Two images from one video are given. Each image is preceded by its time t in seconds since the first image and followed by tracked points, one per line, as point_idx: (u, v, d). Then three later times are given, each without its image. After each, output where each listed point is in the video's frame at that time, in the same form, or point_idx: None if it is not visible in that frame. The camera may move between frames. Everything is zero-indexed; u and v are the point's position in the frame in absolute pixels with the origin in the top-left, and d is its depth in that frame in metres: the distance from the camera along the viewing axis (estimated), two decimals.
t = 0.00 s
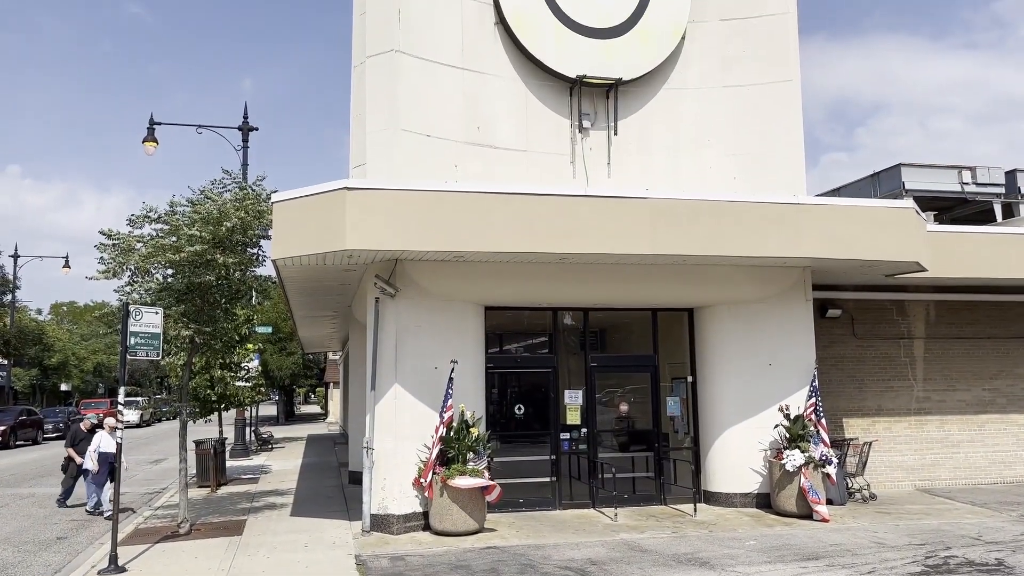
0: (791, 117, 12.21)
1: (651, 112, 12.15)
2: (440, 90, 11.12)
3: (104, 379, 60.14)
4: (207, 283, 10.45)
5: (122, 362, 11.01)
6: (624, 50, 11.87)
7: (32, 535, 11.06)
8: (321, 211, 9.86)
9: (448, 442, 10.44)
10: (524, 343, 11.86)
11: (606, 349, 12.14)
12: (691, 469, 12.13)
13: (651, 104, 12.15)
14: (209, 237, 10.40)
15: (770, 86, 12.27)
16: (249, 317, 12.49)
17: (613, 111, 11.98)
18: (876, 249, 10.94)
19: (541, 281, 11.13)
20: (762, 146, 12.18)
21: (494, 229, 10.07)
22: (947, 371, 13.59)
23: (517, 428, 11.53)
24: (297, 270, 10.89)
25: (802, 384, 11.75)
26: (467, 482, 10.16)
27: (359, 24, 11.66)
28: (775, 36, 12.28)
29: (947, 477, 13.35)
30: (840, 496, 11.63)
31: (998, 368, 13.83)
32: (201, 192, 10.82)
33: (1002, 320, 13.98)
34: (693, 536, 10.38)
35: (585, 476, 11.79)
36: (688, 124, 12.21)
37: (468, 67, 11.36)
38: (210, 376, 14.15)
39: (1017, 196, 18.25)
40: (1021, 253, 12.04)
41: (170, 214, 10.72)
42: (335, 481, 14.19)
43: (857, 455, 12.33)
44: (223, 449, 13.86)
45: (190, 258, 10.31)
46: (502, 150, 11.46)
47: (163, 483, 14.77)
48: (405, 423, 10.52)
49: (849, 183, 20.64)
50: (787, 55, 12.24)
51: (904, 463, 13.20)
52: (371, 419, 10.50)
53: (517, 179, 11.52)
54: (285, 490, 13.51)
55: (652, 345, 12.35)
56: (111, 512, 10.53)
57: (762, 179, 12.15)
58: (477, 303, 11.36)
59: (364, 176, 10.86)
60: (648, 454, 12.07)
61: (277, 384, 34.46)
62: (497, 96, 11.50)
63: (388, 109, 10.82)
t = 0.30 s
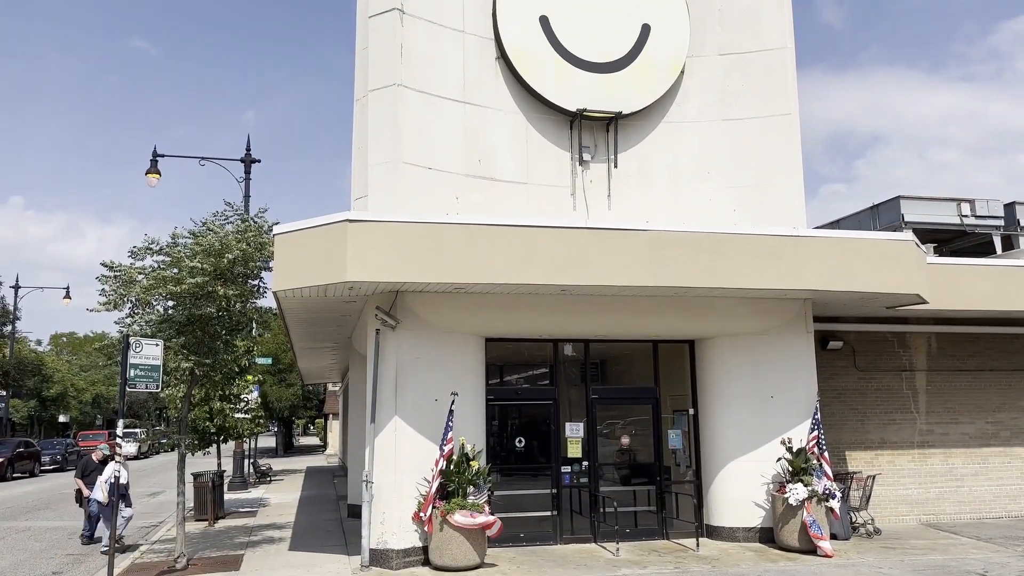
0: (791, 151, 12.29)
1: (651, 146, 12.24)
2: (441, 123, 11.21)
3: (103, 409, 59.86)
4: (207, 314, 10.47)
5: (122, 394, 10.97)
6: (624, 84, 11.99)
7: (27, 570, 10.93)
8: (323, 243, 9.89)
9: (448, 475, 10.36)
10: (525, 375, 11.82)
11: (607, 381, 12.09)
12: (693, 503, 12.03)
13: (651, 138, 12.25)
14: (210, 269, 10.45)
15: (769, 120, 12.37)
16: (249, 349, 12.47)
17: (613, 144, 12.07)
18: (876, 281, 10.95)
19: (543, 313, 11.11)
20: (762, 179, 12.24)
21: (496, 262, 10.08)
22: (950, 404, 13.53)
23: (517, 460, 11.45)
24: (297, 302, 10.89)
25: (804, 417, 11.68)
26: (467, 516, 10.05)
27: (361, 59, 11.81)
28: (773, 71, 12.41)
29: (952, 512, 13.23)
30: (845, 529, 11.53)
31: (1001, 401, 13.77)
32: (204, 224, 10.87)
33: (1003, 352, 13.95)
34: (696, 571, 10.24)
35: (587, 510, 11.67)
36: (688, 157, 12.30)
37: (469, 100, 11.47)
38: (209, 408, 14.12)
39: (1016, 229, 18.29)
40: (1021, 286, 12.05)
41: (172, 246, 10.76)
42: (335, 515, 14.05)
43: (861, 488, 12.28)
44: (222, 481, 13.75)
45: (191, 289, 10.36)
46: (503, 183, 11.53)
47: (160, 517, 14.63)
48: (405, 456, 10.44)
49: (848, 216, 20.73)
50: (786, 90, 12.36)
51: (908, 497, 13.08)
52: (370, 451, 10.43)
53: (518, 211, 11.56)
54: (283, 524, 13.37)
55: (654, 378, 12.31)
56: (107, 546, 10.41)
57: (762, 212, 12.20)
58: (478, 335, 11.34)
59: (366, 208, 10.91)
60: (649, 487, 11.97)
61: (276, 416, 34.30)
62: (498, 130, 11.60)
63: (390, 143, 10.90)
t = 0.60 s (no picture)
0: (789, 183, 12.36)
1: (651, 177, 12.31)
2: (442, 155, 11.29)
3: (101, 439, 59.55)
4: (207, 345, 10.49)
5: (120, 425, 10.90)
6: (623, 116, 12.09)
7: None
8: (323, 273, 9.90)
9: (447, 508, 10.15)
10: (525, 407, 11.77)
11: (608, 413, 12.05)
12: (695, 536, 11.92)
13: (651, 169, 12.32)
14: (211, 299, 10.47)
15: (768, 152, 12.46)
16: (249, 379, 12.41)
17: (613, 175, 12.15)
18: (876, 312, 10.95)
19: (543, 344, 11.09)
20: (761, 210, 12.30)
21: (496, 293, 10.09)
22: (952, 436, 13.46)
23: (517, 493, 11.35)
24: (297, 332, 10.88)
25: (806, 449, 11.61)
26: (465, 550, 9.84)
27: (364, 91, 11.92)
28: (771, 104, 12.53)
29: (957, 545, 13.09)
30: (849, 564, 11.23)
31: (1004, 434, 13.70)
32: (204, 256, 10.92)
33: (1005, 384, 13.91)
34: None
35: (587, 543, 11.51)
36: (688, 189, 12.36)
37: (470, 132, 11.56)
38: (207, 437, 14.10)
39: (1016, 260, 18.37)
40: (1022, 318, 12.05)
41: (173, 277, 10.81)
42: (333, 547, 13.90)
43: (863, 522, 12.20)
44: (219, 513, 13.61)
45: (191, 320, 10.37)
46: (503, 214, 11.57)
47: (156, 549, 14.47)
48: (404, 488, 10.36)
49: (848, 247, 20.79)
50: (785, 122, 12.47)
51: (912, 530, 12.96)
52: (370, 483, 10.34)
53: (518, 242, 11.59)
54: (281, 557, 13.22)
55: (655, 410, 12.27)
56: None
57: (762, 244, 12.23)
58: (478, 366, 11.31)
59: (367, 238, 10.95)
60: (650, 520, 11.87)
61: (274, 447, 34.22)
62: (498, 161, 11.67)
63: (391, 174, 10.96)
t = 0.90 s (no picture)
0: (787, 213, 12.40)
1: (649, 207, 12.37)
2: (442, 186, 11.35)
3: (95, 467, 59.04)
4: (206, 371, 11.85)
5: (115, 455, 10.80)
6: (622, 146, 12.18)
7: None
8: (323, 302, 9.91)
9: (445, 539, 10.01)
10: (524, 437, 11.71)
11: (607, 443, 11.99)
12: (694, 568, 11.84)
13: (649, 199, 12.39)
14: (209, 328, 11.91)
15: (765, 182, 12.53)
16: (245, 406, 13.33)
17: (612, 205, 12.21)
18: (876, 342, 10.94)
19: (542, 374, 11.05)
20: (760, 240, 12.34)
21: (495, 323, 10.07)
22: (953, 468, 13.38)
23: (517, 524, 11.25)
24: (296, 362, 10.86)
25: (807, 480, 11.54)
26: None
27: (364, 121, 12.02)
28: (768, 136, 12.64)
29: None
30: None
31: (1005, 465, 13.62)
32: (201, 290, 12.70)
33: (1005, 415, 13.86)
34: None
35: None
36: (686, 219, 12.41)
37: (470, 162, 11.63)
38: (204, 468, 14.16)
39: (1014, 290, 18.29)
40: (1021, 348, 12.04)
41: (174, 311, 12.32)
42: None
43: (866, 555, 12.08)
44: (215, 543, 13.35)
45: (191, 347, 11.71)
46: (502, 243, 11.60)
47: None
48: (402, 519, 10.26)
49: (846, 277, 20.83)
50: (782, 154, 12.55)
51: (915, 563, 12.83)
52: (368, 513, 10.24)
53: (518, 272, 11.60)
54: None
55: (654, 440, 12.21)
56: None
57: (761, 274, 12.24)
58: (477, 396, 11.27)
59: (367, 267, 10.97)
60: (650, 552, 11.76)
61: (270, 476, 33.89)
62: (498, 191, 11.73)
63: (391, 204, 11.00)
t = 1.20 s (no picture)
0: (784, 243, 12.45)
1: (646, 235, 12.41)
2: (440, 214, 11.39)
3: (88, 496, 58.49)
4: (201, 400, 12.23)
5: (109, 484, 10.68)
6: (619, 176, 12.25)
7: None
8: (320, 330, 9.88)
9: (441, 571, 9.89)
10: (521, 467, 11.64)
11: (605, 473, 11.91)
12: None
13: (646, 228, 12.44)
14: (205, 356, 12.38)
15: (762, 212, 12.59)
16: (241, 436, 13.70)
17: (609, 234, 12.26)
18: (874, 372, 10.92)
19: (540, 403, 11.00)
20: (758, 269, 12.37)
21: (493, 352, 10.05)
22: (953, 499, 13.30)
23: (513, 555, 11.13)
24: (292, 390, 10.82)
25: (806, 511, 11.44)
26: None
27: (363, 150, 12.09)
28: (764, 167, 12.73)
29: None
30: None
31: (1004, 496, 13.54)
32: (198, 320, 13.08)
33: (1004, 445, 13.81)
34: None
35: None
36: (683, 248, 12.45)
37: (468, 191, 11.69)
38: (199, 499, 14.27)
39: (1010, 320, 18.09)
40: (1019, 378, 12.03)
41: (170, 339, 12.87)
42: None
43: None
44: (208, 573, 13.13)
45: (186, 375, 12.16)
46: (500, 272, 11.62)
47: None
48: (398, 549, 10.14)
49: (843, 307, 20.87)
50: (778, 184, 12.63)
51: None
52: (363, 544, 10.14)
53: (515, 301, 11.60)
54: None
55: (652, 471, 12.14)
56: None
57: (758, 303, 12.24)
58: (474, 425, 11.21)
59: (364, 295, 10.97)
60: None
61: (265, 505, 33.60)
62: (495, 220, 11.78)
63: (389, 232, 11.03)
